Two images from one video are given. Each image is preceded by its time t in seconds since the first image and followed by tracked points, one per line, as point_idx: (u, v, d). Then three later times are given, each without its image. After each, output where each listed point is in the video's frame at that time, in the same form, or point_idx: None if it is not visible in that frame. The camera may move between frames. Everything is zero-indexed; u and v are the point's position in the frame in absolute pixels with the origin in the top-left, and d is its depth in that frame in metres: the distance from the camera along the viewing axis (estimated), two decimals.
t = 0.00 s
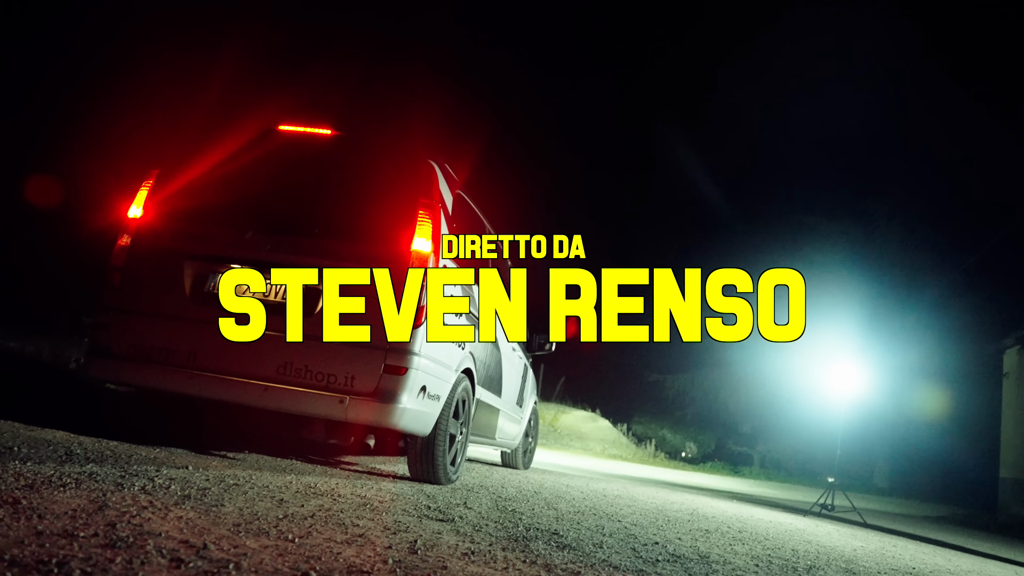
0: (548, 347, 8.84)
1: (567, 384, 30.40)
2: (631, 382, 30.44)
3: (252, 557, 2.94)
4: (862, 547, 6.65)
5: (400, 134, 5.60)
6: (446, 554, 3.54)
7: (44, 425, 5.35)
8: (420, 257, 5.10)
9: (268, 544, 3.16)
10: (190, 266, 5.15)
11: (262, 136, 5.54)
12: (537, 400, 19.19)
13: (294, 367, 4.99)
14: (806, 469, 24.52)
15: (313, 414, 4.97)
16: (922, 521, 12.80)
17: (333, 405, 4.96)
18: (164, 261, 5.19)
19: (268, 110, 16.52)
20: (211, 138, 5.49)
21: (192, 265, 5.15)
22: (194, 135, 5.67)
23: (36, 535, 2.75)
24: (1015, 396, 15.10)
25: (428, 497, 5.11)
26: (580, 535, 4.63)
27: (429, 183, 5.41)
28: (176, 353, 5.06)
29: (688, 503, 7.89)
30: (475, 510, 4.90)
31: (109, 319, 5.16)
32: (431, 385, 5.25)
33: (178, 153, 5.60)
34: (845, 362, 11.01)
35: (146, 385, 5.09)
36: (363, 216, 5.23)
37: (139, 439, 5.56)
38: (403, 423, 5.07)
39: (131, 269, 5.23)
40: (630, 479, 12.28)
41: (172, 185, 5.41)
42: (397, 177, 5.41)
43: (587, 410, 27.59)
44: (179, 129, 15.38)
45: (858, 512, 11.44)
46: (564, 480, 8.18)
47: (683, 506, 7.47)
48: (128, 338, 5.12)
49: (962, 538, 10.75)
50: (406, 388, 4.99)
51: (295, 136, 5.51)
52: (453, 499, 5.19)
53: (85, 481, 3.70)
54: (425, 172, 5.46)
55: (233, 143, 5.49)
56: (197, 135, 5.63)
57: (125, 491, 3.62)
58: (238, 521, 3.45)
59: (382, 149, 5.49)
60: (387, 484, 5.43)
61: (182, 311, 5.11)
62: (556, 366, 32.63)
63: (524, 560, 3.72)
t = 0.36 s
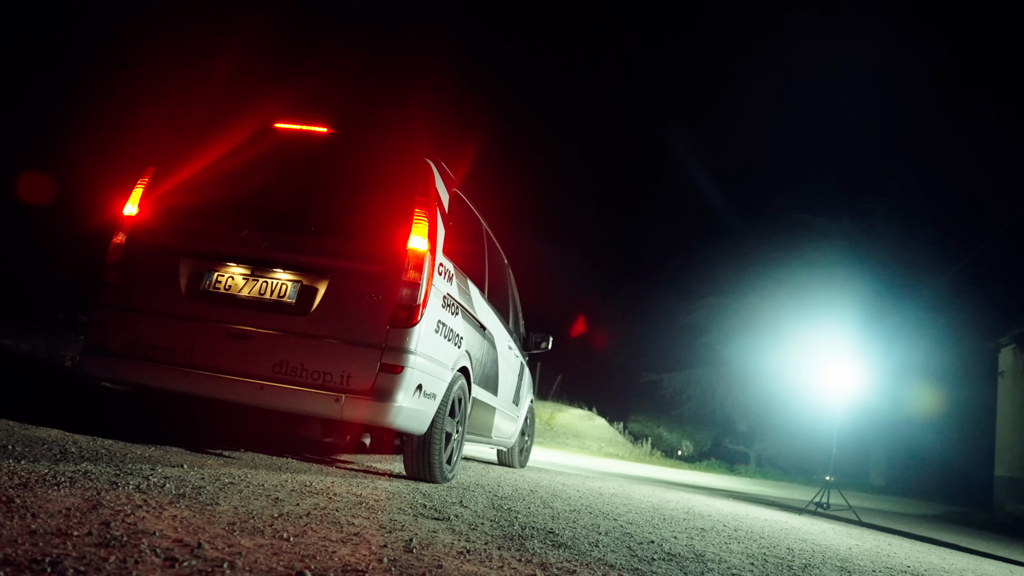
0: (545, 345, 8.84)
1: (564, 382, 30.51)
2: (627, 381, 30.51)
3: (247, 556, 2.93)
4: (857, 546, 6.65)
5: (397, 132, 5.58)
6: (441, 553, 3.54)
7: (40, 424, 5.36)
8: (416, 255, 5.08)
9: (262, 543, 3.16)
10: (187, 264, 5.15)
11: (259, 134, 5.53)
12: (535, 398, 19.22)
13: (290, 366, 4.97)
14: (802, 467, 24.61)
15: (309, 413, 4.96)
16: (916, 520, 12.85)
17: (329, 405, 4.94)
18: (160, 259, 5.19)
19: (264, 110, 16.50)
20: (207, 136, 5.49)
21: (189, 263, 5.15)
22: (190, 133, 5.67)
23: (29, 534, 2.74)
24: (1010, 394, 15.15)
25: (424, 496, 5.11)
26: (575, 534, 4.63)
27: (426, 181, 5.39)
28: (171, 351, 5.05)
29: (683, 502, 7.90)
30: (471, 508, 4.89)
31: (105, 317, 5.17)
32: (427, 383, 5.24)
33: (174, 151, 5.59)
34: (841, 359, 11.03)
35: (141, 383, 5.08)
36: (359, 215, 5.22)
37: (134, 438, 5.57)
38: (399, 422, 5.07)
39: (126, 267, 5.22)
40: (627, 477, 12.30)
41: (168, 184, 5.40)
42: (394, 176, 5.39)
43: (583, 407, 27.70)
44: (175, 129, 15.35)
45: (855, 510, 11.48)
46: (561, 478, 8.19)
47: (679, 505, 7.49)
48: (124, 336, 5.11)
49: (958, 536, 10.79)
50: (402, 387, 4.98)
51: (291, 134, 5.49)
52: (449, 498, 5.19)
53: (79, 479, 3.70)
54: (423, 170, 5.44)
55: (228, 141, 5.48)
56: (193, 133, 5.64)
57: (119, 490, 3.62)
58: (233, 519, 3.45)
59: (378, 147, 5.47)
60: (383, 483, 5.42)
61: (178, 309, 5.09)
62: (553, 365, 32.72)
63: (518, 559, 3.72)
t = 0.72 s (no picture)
0: (540, 343, 8.85)
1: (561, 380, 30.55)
2: (623, 379, 30.57)
3: (240, 553, 2.93)
4: (851, 543, 6.68)
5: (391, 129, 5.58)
6: (435, 550, 3.55)
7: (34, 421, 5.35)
8: (411, 253, 5.09)
9: (257, 541, 3.17)
10: (181, 262, 5.14)
11: (254, 132, 5.54)
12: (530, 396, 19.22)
13: (284, 363, 4.97)
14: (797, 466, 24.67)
15: (304, 410, 4.97)
16: (910, 518, 12.90)
17: (323, 402, 4.94)
18: (154, 257, 5.18)
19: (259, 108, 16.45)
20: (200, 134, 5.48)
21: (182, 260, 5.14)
22: (184, 130, 5.66)
23: (23, 531, 2.74)
24: (1004, 392, 15.18)
25: (419, 494, 5.12)
26: (570, 532, 4.65)
27: (420, 178, 5.38)
28: (166, 349, 5.04)
29: (678, 499, 7.93)
30: (466, 506, 4.90)
31: (98, 315, 5.16)
32: (422, 381, 5.25)
33: (167, 149, 5.58)
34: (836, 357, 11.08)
35: (135, 381, 5.08)
36: (354, 213, 5.21)
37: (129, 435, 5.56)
38: (394, 420, 5.07)
39: (120, 264, 5.21)
40: (621, 475, 12.32)
41: (162, 181, 5.39)
42: (389, 173, 5.39)
43: (578, 406, 27.73)
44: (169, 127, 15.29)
45: (849, 508, 11.52)
46: (555, 475, 8.21)
47: (673, 502, 7.52)
48: (118, 333, 5.11)
49: (952, 534, 10.84)
50: (397, 385, 4.99)
51: (286, 131, 5.49)
52: (443, 495, 5.19)
53: (73, 477, 3.70)
54: (417, 168, 5.44)
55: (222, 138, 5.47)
56: (187, 130, 5.62)
57: (113, 488, 3.62)
58: (227, 517, 3.45)
59: (373, 144, 5.47)
60: (377, 481, 5.42)
61: (172, 306, 5.08)
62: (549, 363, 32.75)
63: (513, 556, 3.73)
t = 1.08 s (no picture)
0: (537, 343, 8.86)
1: (557, 379, 30.55)
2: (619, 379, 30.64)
3: (237, 552, 2.94)
4: (846, 542, 6.70)
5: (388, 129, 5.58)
6: (431, 549, 3.55)
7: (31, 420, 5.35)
8: (407, 252, 5.09)
9: (253, 539, 3.17)
10: (177, 261, 5.13)
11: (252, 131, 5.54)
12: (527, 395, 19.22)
13: (281, 362, 4.97)
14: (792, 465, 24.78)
15: (300, 409, 4.97)
16: (905, 517, 12.92)
17: (319, 401, 4.94)
18: (151, 255, 5.17)
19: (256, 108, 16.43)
20: (197, 133, 5.47)
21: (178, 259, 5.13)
22: (181, 129, 5.65)
23: (19, 530, 2.74)
24: (998, 392, 15.22)
25: (415, 493, 5.12)
26: (566, 531, 4.66)
27: (417, 177, 5.38)
28: (162, 348, 5.04)
29: (674, 498, 7.94)
30: (463, 505, 4.91)
31: (94, 314, 5.15)
32: (418, 380, 5.26)
33: (163, 148, 5.57)
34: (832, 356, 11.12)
35: (131, 380, 5.08)
36: (351, 213, 5.20)
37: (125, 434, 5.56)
38: (391, 419, 5.08)
39: (116, 263, 5.20)
40: (618, 473, 12.36)
41: (158, 179, 5.39)
42: (386, 172, 5.39)
43: (575, 405, 27.75)
44: (167, 128, 15.29)
45: (845, 507, 11.58)
46: (552, 475, 8.22)
47: (669, 501, 7.54)
48: (114, 332, 5.10)
49: (946, 533, 10.91)
50: (394, 383, 4.99)
51: (283, 130, 5.48)
52: (440, 494, 5.20)
53: (69, 475, 3.69)
54: (414, 167, 5.44)
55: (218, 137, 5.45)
56: (183, 129, 5.61)
57: (109, 486, 3.61)
58: (223, 516, 3.45)
59: (370, 143, 5.46)
60: (374, 479, 5.43)
61: (169, 305, 5.07)
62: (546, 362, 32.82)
63: (509, 555, 3.74)
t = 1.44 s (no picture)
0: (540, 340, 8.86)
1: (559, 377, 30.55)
2: (621, 376, 30.56)
3: (240, 550, 2.94)
4: (849, 540, 6.71)
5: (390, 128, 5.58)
6: (434, 547, 3.56)
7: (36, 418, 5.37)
8: (411, 250, 5.08)
9: (257, 537, 3.17)
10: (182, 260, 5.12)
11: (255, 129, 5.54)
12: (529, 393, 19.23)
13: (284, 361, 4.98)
14: (795, 463, 24.75)
15: (303, 407, 4.99)
16: (908, 515, 12.91)
17: (323, 399, 4.98)
18: (154, 253, 5.18)
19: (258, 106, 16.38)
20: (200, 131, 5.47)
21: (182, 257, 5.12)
22: (183, 129, 5.63)
23: (24, 528, 2.75)
24: (1002, 390, 15.18)
25: (418, 490, 5.13)
26: (569, 528, 4.66)
27: (420, 176, 5.39)
28: (167, 346, 5.06)
29: (677, 496, 7.95)
30: (465, 503, 4.91)
31: (98, 313, 5.15)
32: (422, 378, 5.24)
33: (166, 148, 5.56)
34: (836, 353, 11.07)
35: (135, 378, 5.10)
36: (354, 212, 5.21)
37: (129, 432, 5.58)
38: (394, 417, 5.06)
39: (120, 262, 5.21)
40: (620, 471, 12.32)
41: (162, 178, 5.40)
42: (389, 170, 5.40)
43: (577, 403, 27.77)
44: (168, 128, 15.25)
45: (848, 505, 11.55)
46: (555, 473, 8.24)
47: (672, 499, 7.53)
48: (119, 331, 5.11)
49: (951, 531, 10.87)
50: (397, 382, 5.00)
51: (287, 128, 5.47)
52: (443, 492, 5.20)
53: (73, 474, 3.70)
54: (417, 166, 5.45)
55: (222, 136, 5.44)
56: (186, 129, 5.60)
57: (113, 485, 3.62)
58: (227, 514, 3.46)
59: (372, 142, 5.47)
60: (377, 477, 5.45)
61: (174, 304, 5.09)
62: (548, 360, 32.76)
63: (513, 553, 3.74)
